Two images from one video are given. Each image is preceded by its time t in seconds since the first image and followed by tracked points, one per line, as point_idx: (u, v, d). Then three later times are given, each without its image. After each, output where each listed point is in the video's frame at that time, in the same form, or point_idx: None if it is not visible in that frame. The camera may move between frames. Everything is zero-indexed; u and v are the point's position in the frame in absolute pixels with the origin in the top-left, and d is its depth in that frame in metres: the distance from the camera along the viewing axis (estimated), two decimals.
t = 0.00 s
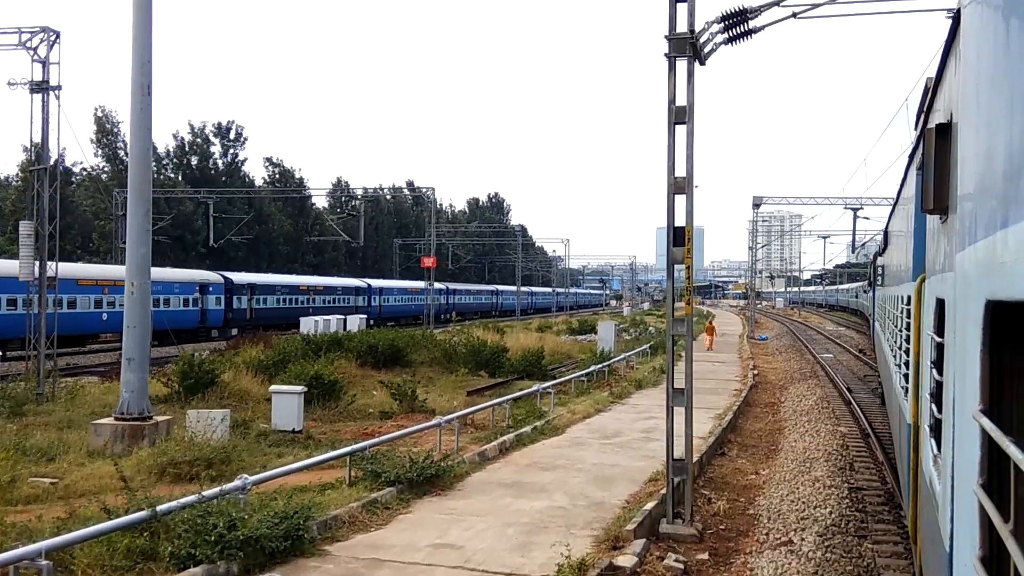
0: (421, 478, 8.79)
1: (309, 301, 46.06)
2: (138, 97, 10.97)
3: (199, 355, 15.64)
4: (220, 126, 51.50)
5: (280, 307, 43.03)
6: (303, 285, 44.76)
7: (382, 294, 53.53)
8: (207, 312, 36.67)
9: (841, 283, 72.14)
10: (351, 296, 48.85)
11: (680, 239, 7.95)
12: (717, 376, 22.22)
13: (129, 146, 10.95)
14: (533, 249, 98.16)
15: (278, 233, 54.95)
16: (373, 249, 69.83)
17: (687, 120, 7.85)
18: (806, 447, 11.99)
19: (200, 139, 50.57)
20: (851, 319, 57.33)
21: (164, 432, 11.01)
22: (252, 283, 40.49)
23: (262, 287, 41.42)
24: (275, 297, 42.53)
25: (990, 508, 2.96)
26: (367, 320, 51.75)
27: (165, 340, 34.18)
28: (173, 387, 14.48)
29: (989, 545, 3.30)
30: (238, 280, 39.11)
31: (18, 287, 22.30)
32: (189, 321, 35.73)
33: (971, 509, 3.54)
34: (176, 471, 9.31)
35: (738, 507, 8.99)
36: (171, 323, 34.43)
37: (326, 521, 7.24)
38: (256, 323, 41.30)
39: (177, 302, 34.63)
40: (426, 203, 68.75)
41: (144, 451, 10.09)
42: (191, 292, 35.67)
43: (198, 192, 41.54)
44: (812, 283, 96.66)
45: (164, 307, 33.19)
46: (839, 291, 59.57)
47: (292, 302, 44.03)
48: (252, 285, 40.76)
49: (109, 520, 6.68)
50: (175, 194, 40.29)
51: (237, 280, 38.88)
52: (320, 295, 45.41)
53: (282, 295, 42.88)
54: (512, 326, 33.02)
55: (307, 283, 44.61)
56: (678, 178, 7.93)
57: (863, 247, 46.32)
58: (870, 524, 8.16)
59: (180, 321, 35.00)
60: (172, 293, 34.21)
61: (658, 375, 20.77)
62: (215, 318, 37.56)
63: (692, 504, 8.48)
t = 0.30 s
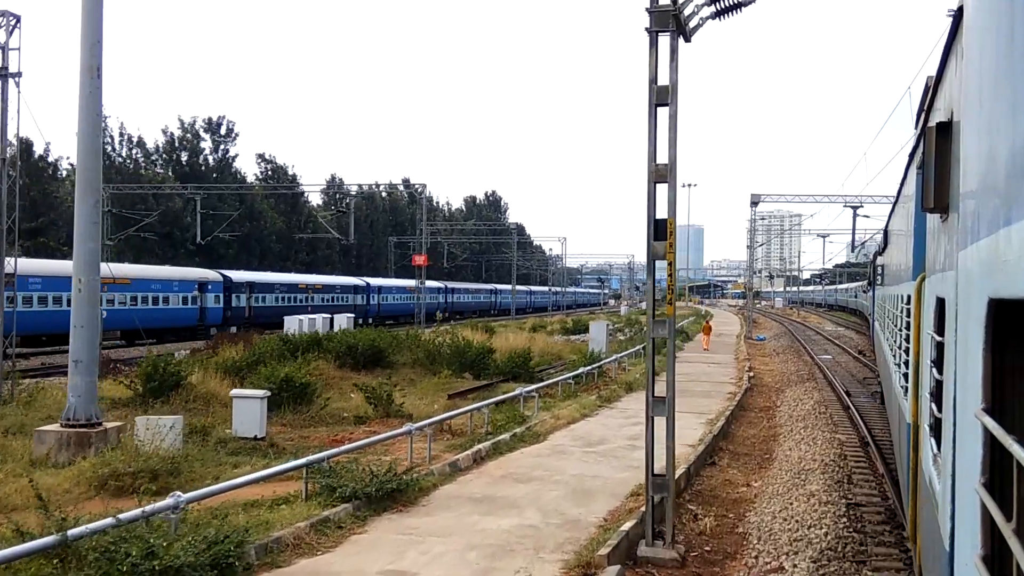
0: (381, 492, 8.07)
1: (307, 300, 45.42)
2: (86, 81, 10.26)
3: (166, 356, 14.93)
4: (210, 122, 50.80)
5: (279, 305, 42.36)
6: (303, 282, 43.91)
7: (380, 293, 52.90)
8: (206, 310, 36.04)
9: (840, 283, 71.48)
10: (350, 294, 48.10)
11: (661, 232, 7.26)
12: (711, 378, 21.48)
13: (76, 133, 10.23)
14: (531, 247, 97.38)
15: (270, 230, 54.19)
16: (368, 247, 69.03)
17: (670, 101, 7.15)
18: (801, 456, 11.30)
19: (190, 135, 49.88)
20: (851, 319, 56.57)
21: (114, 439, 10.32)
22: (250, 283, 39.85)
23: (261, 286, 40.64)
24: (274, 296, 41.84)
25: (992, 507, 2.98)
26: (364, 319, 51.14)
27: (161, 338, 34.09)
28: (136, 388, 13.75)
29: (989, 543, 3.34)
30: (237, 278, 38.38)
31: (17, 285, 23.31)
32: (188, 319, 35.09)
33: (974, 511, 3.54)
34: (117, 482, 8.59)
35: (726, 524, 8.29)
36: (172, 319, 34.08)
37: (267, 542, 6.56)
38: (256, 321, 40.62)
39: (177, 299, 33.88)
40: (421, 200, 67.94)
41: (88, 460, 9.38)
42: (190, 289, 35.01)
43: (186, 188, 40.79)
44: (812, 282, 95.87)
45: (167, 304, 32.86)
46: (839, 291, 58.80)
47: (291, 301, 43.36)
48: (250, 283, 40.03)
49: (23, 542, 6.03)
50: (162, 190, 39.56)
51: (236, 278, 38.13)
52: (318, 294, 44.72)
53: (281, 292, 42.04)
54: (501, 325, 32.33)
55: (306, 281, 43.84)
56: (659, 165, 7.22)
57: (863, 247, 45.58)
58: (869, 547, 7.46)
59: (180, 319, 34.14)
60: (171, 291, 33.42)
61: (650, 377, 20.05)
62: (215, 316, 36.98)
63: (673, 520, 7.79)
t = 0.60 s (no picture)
0: (333, 513, 7.34)
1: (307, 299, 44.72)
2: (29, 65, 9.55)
3: (132, 358, 14.27)
4: (200, 118, 50.18)
5: (278, 304, 41.73)
6: (302, 281, 42.98)
7: (380, 291, 52.29)
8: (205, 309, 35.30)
9: (840, 283, 70.77)
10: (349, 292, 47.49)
11: (639, 225, 6.54)
12: (706, 381, 20.77)
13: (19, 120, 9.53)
14: (529, 246, 96.70)
15: (262, 229, 53.51)
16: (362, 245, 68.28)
17: (650, 79, 6.42)
18: (795, 467, 10.57)
19: (180, 131, 49.23)
20: (851, 319, 55.82)
21: (57, 449, 9.60)
22: (249, 282, 39.30)
23: (260, 284, 40.27)
24: (272, 294, 41.18)
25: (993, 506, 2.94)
26: (363, 318, 50.54)
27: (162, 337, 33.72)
28: (96, 393, 13.04)
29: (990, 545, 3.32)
30: (236, 277, 37.81)
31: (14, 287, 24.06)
32: (187, 318, 34.43)
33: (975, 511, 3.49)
34: (48, 498, 7.86)
35: (711, 546, 7.56)
36: (172, 319, 33.46)
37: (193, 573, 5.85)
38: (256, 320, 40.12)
39: (176, 299, 33.47)
40: (416, 198, 67.20)
41: (24, 473, 8.66)
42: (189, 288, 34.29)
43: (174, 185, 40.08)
44: (812, 281, 95.09)
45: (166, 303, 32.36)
46: (838, 291, 58.11)
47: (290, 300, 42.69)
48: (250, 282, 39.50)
49: None
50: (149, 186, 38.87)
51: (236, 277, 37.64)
52: (317, 293, 44.05)
53: (280, 292, 41.49)
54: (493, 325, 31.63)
55: (304, 279, 43.15)
56: (636, 150, 6.48)
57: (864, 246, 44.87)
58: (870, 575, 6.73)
59: (180, 320, 33.68)
60: (171, 291, 32.96)
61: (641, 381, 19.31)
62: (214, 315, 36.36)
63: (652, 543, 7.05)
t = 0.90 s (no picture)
0: (273, 538, 6.60)
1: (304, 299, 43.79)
2: None
3: (93, 364, 13.54)
4: (189, 115, 49.43)
5: (276, 305, 40.85)
6: (301, 282, 41.78)
7: (376, 292, 51.55)
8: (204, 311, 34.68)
9: (838, 283, 70.09)
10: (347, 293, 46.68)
11: (610, 216, 5.83)
12: (699, 385, 20.05)
13: None
14: (527, 246, 95.89)
15: (253, 228, 52.74)
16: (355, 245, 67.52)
17: (622, 53, 5.72)
18: (789, 479, 9.85)
19: (168, 129, 48.46)
20: (850, 319, 55.12)
21: None
22: (247, 282, 38.51)
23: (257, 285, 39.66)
24: (270, 295, 40.41)
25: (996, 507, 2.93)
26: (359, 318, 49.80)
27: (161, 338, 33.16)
28: (52, 402, 12.26)
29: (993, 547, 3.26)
30: (235, 277, 37.16)
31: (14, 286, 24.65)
32: (185, 319, 34.00)
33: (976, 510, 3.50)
34: None
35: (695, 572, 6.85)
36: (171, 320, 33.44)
37: None
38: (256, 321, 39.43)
39: (176, 299, 33.18)
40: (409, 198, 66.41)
41: None
42: (189, 289, 33.82)
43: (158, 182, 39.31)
44: (809, 281, 94.44)
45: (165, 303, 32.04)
46: (837, 291, 57.39)
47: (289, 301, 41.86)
48: (249, 283, 38.73)
49: None
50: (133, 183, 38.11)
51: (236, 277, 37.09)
52: (315, 293, 43.20)
53: (279, 292, 40.73)
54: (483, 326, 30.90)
55: (304, 279, 42.22)
56: (606, 133, 5.78)
57: (863, 245, 44.17)
58: None
59: (179, 320, 33.27)
60: (169, 291, 32.56)
61: (630, 385, 18.60)
62: (213, 317, 35.92)
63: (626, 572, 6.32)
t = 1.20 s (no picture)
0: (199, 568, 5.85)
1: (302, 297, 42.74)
2: None
3: (52, 366, 12.82)
4: (180, 111, 48.72)
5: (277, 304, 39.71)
6: (299, 281, 40.84)
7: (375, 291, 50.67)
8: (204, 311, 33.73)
9: (838, 283, 69.32)
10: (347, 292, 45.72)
11: (575, 205, 5.12)
12: (693, 387, 19.33)
13: None
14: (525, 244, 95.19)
15: (245, 226, 51.99)
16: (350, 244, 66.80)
17: (588, 18, 5.01)
18: (782, 493, 9.14)
19: (158, 125, 47.75)
20: (850, 319, 54.38)
21: None
22: (247, 279, 37.49)
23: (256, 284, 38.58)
24: (270, 294, 39.41)
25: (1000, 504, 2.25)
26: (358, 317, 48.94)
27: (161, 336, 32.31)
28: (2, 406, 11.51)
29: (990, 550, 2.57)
30: (234, 275, 36.30)
31: (14, 285, 24.03)
32: (184, 318, 33.14)
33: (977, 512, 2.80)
34: None
35: None
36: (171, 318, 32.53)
37: None
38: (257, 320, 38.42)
39: (175, 297, 32.40)
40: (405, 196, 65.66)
41: None
42: (189, 288, 33.00)
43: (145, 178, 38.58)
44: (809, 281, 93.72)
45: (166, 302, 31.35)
46: (837, 290, 56.60)
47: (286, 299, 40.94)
48: (248, 280, 37.70)
49: None
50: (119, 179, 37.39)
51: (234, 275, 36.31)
52: (315, 292, 42.16)
53: (279, 291, 39.69)
54: (475, 326, 30.17)
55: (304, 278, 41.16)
56: (570, 109, 5.06)
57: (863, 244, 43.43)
58: None
59: (178, 320, 32.49)
60: (168, 290, 31.83)
61: (621, 388, 17.89)
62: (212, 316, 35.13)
63: None
